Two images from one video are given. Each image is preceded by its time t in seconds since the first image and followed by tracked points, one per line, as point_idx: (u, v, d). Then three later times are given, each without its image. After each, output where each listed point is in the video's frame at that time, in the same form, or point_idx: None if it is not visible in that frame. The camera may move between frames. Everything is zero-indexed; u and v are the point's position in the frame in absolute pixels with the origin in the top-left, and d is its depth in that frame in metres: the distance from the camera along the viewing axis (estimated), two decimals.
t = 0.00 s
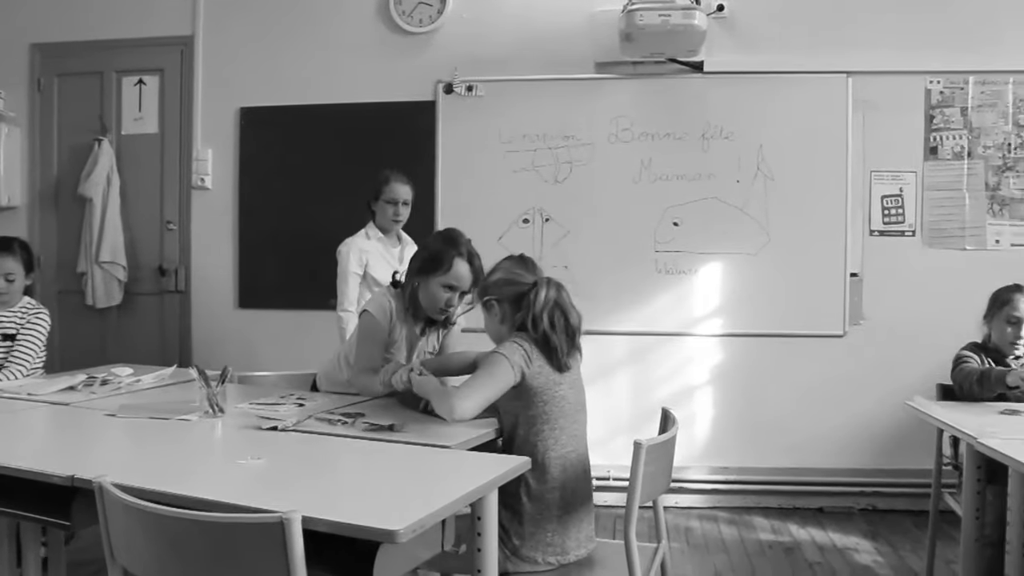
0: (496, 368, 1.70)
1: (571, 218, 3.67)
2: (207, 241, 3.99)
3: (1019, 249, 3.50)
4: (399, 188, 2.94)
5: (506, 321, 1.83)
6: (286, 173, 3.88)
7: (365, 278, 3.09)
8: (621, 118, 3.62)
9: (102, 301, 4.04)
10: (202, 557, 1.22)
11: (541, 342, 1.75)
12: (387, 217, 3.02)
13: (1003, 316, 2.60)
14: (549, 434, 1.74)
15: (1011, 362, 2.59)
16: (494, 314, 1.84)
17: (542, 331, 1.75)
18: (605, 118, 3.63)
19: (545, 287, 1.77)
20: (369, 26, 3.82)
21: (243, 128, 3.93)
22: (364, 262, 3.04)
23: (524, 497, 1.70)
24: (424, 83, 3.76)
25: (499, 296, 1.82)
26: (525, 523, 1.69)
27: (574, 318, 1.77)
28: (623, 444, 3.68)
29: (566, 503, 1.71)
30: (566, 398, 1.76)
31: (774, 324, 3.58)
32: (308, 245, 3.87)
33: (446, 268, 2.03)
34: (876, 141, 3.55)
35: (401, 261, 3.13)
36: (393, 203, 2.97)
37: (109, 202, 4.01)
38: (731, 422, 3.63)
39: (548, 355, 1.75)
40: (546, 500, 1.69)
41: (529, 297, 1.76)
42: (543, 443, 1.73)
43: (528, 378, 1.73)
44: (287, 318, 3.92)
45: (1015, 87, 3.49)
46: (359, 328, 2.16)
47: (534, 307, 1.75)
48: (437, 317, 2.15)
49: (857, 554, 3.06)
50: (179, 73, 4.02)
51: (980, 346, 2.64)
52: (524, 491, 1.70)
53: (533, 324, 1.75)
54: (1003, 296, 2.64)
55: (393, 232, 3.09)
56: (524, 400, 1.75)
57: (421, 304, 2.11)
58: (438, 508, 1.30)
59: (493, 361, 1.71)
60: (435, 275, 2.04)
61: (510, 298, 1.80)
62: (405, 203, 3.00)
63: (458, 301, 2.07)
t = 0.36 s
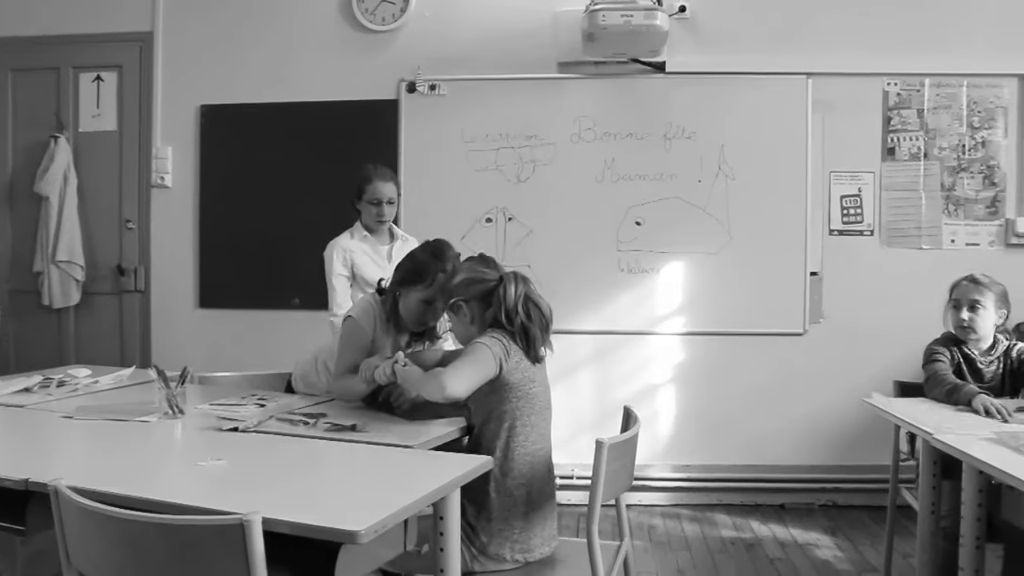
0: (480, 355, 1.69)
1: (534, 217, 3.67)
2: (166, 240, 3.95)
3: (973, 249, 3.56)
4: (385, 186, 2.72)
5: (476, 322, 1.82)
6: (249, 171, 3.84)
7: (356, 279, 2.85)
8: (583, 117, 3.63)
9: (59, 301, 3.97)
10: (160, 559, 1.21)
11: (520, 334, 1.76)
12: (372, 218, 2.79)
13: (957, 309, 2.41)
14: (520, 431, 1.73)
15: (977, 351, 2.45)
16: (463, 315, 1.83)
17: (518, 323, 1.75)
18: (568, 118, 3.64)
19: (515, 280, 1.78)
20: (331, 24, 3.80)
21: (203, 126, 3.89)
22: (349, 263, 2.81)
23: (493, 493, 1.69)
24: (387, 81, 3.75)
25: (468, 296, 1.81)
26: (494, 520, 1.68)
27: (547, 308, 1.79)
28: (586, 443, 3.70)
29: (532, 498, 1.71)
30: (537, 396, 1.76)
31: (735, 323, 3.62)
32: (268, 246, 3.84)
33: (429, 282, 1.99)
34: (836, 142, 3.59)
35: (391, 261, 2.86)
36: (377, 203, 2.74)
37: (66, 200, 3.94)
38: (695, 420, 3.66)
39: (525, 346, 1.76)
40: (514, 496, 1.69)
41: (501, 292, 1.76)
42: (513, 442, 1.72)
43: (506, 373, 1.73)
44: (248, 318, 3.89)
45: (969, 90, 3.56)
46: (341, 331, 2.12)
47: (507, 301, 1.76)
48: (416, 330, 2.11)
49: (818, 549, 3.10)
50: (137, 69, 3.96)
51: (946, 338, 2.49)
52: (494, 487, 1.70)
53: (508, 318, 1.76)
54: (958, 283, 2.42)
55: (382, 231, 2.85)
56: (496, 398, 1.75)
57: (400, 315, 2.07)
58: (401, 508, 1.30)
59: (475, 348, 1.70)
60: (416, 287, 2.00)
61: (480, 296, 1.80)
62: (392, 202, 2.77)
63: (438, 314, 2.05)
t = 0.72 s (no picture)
0: (456, 361, 1.68)
1: (509, 218, 3.67)
2: (139, 240, 3.91)
3: (943, 249, 3.61)
4: (390, 179, 2.65)
5: (453, 321, 1.81)
6: (222, 171, 3.82)
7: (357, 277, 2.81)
8: (558, 118, 3.64)
9: (28, 302, 3.90)
10: (131, 562, 1.19)
11: (494, 331, 1.75)
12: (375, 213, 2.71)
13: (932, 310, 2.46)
14: (501, 433, 1.73)
15: (955, 352, 2.47)
16: (439, 315, 1.82)
17: (492, 321, 1.75)
18: (543, 119, 3.65)
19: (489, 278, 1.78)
20: (305, 23, 3.78)
21: (176, 125, 3.85)
22: (350, 260, 2.77)
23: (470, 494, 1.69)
24: (361, 81, 3.74)
25: (445, 295, 1.80)
26: (470, 522, 1.68)
27: (521, 305, 1.79)
28: (561, 443, 3.70)
29: (508, 500, 1.71)
30: (514, 397, 1.76)
31: (709, 323, 3.64)
32: (240, 247, 3.82)
33: (413, 288, 1.96)
34: (809, 143, 3.62)
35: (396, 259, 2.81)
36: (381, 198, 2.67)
37: (35, 200, 3.89)
38: (670, 420, 3.67)
39: (501, 343, 1.76)
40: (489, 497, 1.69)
41: (475, 289, 1.76)
42: (494, 441, 1.72)
43: (483, 374, 1.72)
44: (222, 319, 3.86)
45: (939, 92, 3.60)
46: (325, 339, 2.13)
47: (482, 299, 1.75)
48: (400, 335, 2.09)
49: (792, 547, 3.12)
50: (108, 67, 3.92)
51: (923, 338, 2.52)
52: (473, 488, 1.69)
53: (482, 315, 1.75)
54: (935, 283, 2.47)
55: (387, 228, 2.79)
56: (474, 400, 1.74)
57: (383, 319, 2.05)
58: (375, 509, 1.30)
59: (452, 354, 1.69)
60: (398, 293, 1.97)
61: (456, 295, 1.80)
62: (397, 198, 2.70)
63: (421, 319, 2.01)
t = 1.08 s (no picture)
0: (425, 364, 1.69)
1: (482, 218, 3.67)
2: (107, 240, 3.86)
3: (910, 249, 3.66)
4: (413, 179, 2.53)
5: (420, 327, 1.81)
6: (192, 170, 3.78)
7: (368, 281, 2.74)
8: (530, 118, 3.64)
9: None
10: (98, 567, 1.18)
11: (458, 331, 1.76)
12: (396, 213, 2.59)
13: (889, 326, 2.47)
14: (469, 436, 1.73)
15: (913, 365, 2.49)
16: (407, 321, 1.82)
17: (455, 322, 1.75)
18: (514, 119, 3.65)
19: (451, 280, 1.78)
20: (276, 22, 3.75)
21: (145, 124, 3.81)
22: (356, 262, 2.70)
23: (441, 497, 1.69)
24: (333, 80, 3.72)
25: (409, 301, 1.81)
26: (441, 524, 1.67)
27: (485, 304, 1.79)
28: (533, 442, 3.71)
29: (480, 501, 1.70)
30: (486, 399, 1.76)
31: (680, 322, 3.66)
32: (209, 247, 3.79)
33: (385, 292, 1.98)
34: (779, 144, 3.66)
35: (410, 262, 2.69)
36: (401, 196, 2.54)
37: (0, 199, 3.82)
38: (642, 419, 3.69)
39: (467, 343, 1.76)
40: (461, 499, 1.69)
41: (436, 292, 1.77)
42: (461, 445, 1.72)
43: (453, 378, 1.73)
44: (191, 319, 3.83)
45: (906, 94, 3.65)
46: (294, 337, 2.12)
47: (443, 302, 1.76)
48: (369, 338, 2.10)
49: (762, 545, 3.15)
50: (75, 64, 3.86)
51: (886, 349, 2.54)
52: (443, 493, 1.69)
53: (446, 317, 1.76)
54: (892, 299, 2.47)
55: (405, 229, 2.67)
56: (446, 402, 1.74)
57: (354, 319, 2.06)
58: (345, 510, 1.29)
59: (419, 359, 1.70)
60: (370, 293, 1.98)
61: (420, 300, 1.80)
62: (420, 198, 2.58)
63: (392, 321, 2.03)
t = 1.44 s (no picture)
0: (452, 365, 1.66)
1: (458, 218, 3.67)
2: (79, 240, 3.82)
3: (883, 249, 3.69)
4: (418, 177, 2.49)
5: (400, 327, 1.77)
6: (166, 170, 3.75)
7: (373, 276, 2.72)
8: (506, 118, 3.64)
9: None
10: (68, 571, 1.17)
11: (450, 328, 1.74)
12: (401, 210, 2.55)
13: (859, 329, 2.50)
14: (468, 437, 1.69)
15: (881, 365, 2.51)
16: (386, 323, 1.78)
17: (445, 319, 1.73)
18: (490, 119, 3.65)
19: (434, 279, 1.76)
20: (251, 21, 3.73)
21: (118, 123, 3.77)
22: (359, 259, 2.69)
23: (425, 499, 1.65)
24: (308, 79, 3.70)
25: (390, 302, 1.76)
26: (436, 528, 1.64)
27: (466, 300, 1.78)
28: (509, 443, 3.71)
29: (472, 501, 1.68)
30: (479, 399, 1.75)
31: (656, 322, 3.67)
32: (183, 248, 3.76)
33: (349, 301, 1.99)
34: (753, 145, 3.68)
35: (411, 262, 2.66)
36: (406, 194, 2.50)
37: None
38: (619, 419, 3.70)
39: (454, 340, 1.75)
40: (457, 502, 1.66)
41: (421, 291, 1.73)
42: (464, 447, 1.68)
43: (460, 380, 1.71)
44: (166, 320, 3.80)
45: (879, 96, 3.69)
46: (255, 345, 2.13)
47: (429, 300, 1.72)
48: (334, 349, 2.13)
49: (737, 543, 3.16)
50: (47, 62, 3.82)
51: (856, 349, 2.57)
52: (442, 496, 1.64)
53: (434, 316, 1.72)
54: (861, 301, 2.50)
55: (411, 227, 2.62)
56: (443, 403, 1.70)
57: (321, 331, 2.08)
58: (319, 512, 1.28)
59: (445, 364, 1.66)
60: (336, 305, 2.01)
61: (400, 301, 1.76)
62: (424, 196, 2.53)
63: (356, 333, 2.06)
